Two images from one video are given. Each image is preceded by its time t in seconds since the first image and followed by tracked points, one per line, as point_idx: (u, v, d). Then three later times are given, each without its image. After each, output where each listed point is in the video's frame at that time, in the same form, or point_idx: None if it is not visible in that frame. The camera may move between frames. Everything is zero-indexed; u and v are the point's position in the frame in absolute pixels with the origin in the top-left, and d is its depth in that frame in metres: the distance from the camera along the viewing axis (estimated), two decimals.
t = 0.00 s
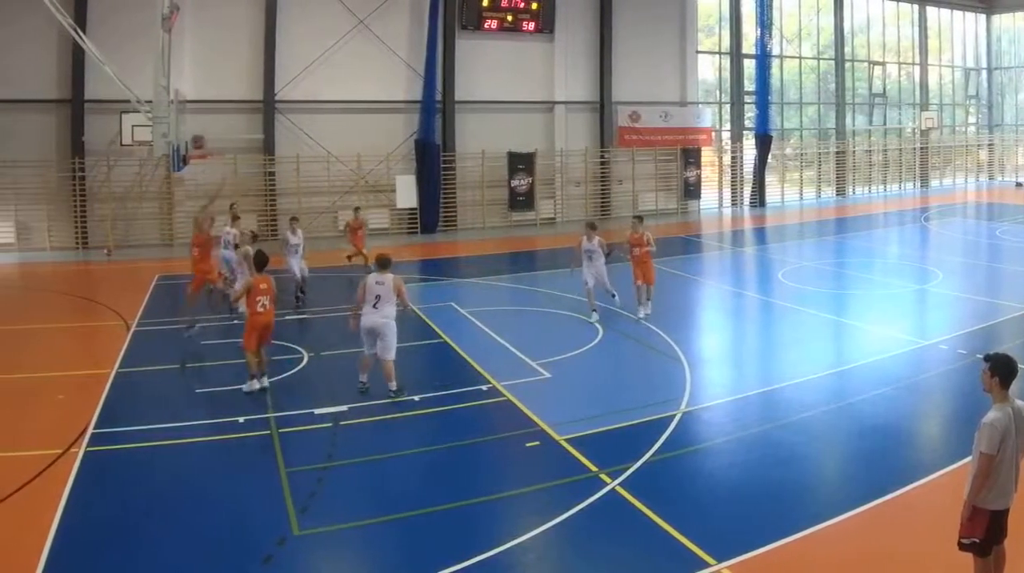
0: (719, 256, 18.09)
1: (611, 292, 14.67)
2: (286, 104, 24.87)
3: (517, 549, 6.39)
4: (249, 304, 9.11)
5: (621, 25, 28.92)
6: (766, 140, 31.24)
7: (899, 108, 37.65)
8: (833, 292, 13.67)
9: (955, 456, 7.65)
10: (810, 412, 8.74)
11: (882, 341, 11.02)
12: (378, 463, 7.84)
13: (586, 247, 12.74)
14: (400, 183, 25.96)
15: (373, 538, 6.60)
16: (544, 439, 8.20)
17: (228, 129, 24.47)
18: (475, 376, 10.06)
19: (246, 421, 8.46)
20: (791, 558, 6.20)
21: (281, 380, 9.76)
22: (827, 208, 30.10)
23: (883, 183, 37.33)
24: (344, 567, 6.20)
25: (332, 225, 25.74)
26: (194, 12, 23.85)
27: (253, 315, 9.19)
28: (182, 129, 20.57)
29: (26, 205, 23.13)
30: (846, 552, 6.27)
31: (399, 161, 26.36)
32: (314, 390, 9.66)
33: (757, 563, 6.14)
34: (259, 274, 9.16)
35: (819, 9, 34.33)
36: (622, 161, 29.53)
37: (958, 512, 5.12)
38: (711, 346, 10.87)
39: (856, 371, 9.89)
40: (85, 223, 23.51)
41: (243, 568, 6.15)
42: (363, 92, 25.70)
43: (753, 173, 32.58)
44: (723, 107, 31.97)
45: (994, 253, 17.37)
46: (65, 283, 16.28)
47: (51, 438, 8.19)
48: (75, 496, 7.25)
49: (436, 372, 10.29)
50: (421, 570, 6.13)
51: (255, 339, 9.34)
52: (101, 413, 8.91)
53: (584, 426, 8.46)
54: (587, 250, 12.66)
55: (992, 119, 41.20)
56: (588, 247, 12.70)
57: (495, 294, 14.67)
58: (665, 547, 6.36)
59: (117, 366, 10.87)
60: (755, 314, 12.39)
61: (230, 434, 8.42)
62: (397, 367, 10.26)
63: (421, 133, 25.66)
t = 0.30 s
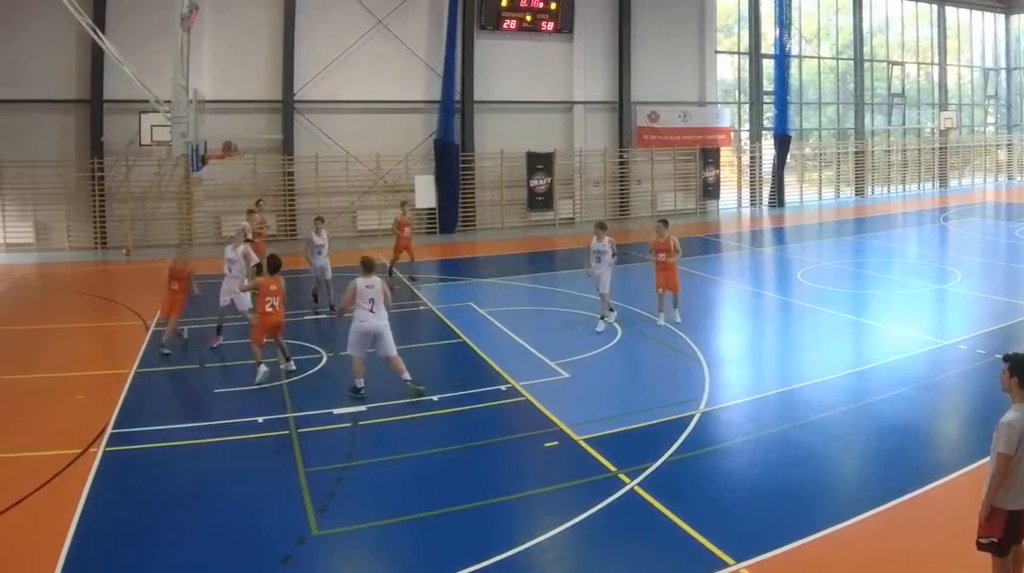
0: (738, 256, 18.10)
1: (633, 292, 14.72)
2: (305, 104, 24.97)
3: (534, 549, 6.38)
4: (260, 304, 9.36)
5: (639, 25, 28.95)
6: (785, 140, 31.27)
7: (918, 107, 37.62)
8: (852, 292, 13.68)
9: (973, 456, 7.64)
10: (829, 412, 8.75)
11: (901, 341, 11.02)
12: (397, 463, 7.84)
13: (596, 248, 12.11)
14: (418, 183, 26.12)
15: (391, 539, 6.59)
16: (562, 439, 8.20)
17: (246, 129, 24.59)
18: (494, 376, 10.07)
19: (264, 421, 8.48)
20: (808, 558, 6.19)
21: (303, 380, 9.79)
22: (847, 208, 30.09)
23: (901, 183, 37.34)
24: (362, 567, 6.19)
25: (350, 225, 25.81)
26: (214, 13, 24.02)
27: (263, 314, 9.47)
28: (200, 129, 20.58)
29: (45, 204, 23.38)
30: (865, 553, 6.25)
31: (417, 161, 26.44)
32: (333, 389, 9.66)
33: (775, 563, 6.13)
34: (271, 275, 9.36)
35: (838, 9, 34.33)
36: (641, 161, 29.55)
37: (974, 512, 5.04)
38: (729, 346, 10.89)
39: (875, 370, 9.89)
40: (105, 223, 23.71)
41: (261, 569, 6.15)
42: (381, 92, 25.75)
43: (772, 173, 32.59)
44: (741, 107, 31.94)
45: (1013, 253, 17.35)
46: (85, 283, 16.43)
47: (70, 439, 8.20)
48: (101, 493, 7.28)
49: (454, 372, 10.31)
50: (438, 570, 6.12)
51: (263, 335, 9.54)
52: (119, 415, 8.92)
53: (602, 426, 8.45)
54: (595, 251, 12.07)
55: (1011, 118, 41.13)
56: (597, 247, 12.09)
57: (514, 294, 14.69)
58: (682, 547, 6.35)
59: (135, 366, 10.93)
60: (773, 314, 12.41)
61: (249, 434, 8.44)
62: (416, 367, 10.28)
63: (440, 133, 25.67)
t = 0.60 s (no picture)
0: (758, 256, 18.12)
1: (655, 292, 14.76)
2: (325, 104, 25.08)
3: (553, 549, 6.37)
4: (277, 301, 9.39)
5: (659, 25, 29.04)
6: (805, 140, 31.32)
7: (938, 107, 37.64)
8: (872, 293, 13.69)
9: (994, 456, 7.63)
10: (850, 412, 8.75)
11: (921, 341, 11.03)
12: (418, 463, 7.84)
13: (603, 252, 11.62)
14: (439, 183, 25.90)
15: (410, 539, 6.58)
16: (583, 438, 8.20)
17: (265, 127, 24.75)
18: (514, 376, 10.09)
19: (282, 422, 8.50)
20: (828, 559, 6.17)
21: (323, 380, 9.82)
22: (866, 208, 30.10)
23: (921, 183, 37.39)
24: (382, 567, 6.17)
25: (369, 224, 25.92)
26: (235, 12, 24.16)
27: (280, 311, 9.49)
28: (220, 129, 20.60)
29: (64, 205, 23.60)
30: (887, 553, 6.23)
31: (438, 161, 26.57)
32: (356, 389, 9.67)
33: (795, 564, 6.11)
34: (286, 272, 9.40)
35: (858, 9, 34.36)
36: (661, 161, 29.61)
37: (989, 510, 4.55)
38: (749, 346, 10.91)
39: (896, 370, 9.90)
40: (125, 223, 23.97)
41: (281, 568, 6.13)
42: (403, 93, 25.95)
43: (791, 173, 32.63)
44: (761, 107, 31.95)
45: None
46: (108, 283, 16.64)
47: (89, 439, 8.21)
48: (129, 490, 7.33)
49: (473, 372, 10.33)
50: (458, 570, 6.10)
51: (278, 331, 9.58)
52: (137, 415, 8.93)
53: (621, 427, 8.46)
54: (602, 257, 11.55)
55: None
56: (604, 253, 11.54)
57: (535, 294, 14.75)
58: (701, 546, 6.33)
59: (152, 367, 10.99)
60: (794, 314, 12.43)
61: (268, 434, 8.45)
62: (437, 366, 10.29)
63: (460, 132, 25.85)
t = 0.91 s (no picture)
0: (777, 256, 18.15)
1: (673, 292, 14.80)
2: (344, 104, 25.17)
3: (572, 549, 6.35)
4: (308, 294, 9.41)
5: (678, 26, 29.07)
6: (824, 140, 31.29)
7: (957, 108, 37.63)
8: (891, 293, 13.72)
9: (1014, 456, 7.62)
10: (869, 412, 8.78)
11: (941, 341, 11.06)
12: (436, 463, 7.84)
13: (608, 260, 11.31)
14: (458, 185, 26.28)
15: (429, 539, 6.57)
16: (601, 438, 8.21)
17: (286, 128, 24.87)
18: (533, 375, 10.12)
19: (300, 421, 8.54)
20: (847, 559, 6.15)
21: (341, 380, 9.89)
22: (885, 208, 30.08)
23: (941, 183, 37.38)
24: (401, 567, 6.16)
25: (389, 225, 25.95)
26: (253, 13, 24.29)
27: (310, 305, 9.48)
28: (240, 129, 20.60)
29: (84, 205, 23.66)
30: (906, 553, 6.21)
31: (457, 161, 26.63)
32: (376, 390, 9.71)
33: (814, 564, 6.09)
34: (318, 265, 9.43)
35: (877, 9, 34.36)
36: (680, 161, 29.63)
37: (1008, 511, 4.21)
38: (767, 346, 10.94)
39: (915, 370, 9.93)
40: (145, 223, 24.09)
41: (301, 569, 6.12)
42: (422, 93, 25.99)
43: (811, 173, 32.64)
44: (780, 107, 31.95)
45: None
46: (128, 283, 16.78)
47: (107, 439, 8.23)
48: (158, 489, 7.36)
49: (492, 371, 10.38)
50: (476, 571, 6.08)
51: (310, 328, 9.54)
52: (156, 415, 8.95)
53: (639, 427, 8.46)
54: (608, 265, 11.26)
55: None
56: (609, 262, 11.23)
57: (553, 294, 14.81)
58: (719, 548, 6.29)
59: (174, 366, 11.03)
60: (812, 313, 12.45)
61: (286, 435, 8.48)
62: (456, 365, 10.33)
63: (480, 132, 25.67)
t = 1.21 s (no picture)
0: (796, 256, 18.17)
1: (691, 292, 14.86)
2: (363, 104, 25.19)
3: (592, 549, 6.32)
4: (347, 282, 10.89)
5: (697, 25, 29.10)
6: (843, 140, 31.28)
7: (976, 108, 37.67)
8: (910, 293, 13.75)
9: None
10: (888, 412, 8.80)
11: (959, 341, 11.10)
12: (454, 463, 7.84)
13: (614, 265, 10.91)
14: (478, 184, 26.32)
15: (448, 538, 6.54)
16: (621, 438, 8.22)
17: (304, 128, 24.87)
18: (551, 376, 10.17)
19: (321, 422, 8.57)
20: (870, 558, 6.13)
21: (361, 380, 9.98)
22: (904, 208, 30.05)
23: (959, 183, 37.38)
24: (420, 567, 6.13)
25: (407, 225, 25.99)
26: (272, 13, 24.30)
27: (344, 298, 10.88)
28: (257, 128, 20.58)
29: (102, 205, 23.85)
30: (928, 552, 6.19)
31: (476, 161, 26.69)
32: (397, 389, 9.75)
33: (836, 563, 6.06)
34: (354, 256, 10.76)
35: (896, 9, 34.37)
36: (698, 161, 29.64)
37: None
38: (784, 346, 10.99)
39: (934, 370, 9.96)
40: (163, 223, 24.14)
41: (321, 568, 6.09)
42: (441, 92, 26.01)
43: (829, 173, 32.61)
44: (799, 107, 31.95)
45: None
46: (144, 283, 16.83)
47: (128, 439, 8.27)
48: (188, 488, 7.38)
49: (511, 371, 10.44)
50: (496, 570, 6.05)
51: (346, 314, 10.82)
52: (175, 415, 9.02)
53: (658, 427, 8.47)
54: (616, 269, 10.91)
55: None
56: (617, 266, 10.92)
57: (573, 293, 14.86)
58: (739, 547, 6.27)
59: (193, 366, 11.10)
60: (830, 313, 12.52)
61: (304, 435, 8.51)
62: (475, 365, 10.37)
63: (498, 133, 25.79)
